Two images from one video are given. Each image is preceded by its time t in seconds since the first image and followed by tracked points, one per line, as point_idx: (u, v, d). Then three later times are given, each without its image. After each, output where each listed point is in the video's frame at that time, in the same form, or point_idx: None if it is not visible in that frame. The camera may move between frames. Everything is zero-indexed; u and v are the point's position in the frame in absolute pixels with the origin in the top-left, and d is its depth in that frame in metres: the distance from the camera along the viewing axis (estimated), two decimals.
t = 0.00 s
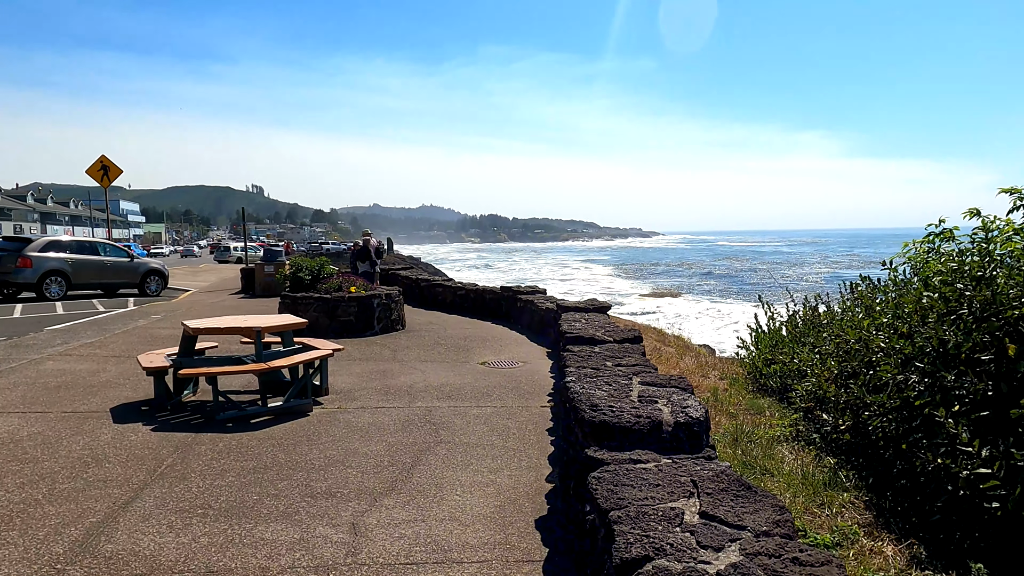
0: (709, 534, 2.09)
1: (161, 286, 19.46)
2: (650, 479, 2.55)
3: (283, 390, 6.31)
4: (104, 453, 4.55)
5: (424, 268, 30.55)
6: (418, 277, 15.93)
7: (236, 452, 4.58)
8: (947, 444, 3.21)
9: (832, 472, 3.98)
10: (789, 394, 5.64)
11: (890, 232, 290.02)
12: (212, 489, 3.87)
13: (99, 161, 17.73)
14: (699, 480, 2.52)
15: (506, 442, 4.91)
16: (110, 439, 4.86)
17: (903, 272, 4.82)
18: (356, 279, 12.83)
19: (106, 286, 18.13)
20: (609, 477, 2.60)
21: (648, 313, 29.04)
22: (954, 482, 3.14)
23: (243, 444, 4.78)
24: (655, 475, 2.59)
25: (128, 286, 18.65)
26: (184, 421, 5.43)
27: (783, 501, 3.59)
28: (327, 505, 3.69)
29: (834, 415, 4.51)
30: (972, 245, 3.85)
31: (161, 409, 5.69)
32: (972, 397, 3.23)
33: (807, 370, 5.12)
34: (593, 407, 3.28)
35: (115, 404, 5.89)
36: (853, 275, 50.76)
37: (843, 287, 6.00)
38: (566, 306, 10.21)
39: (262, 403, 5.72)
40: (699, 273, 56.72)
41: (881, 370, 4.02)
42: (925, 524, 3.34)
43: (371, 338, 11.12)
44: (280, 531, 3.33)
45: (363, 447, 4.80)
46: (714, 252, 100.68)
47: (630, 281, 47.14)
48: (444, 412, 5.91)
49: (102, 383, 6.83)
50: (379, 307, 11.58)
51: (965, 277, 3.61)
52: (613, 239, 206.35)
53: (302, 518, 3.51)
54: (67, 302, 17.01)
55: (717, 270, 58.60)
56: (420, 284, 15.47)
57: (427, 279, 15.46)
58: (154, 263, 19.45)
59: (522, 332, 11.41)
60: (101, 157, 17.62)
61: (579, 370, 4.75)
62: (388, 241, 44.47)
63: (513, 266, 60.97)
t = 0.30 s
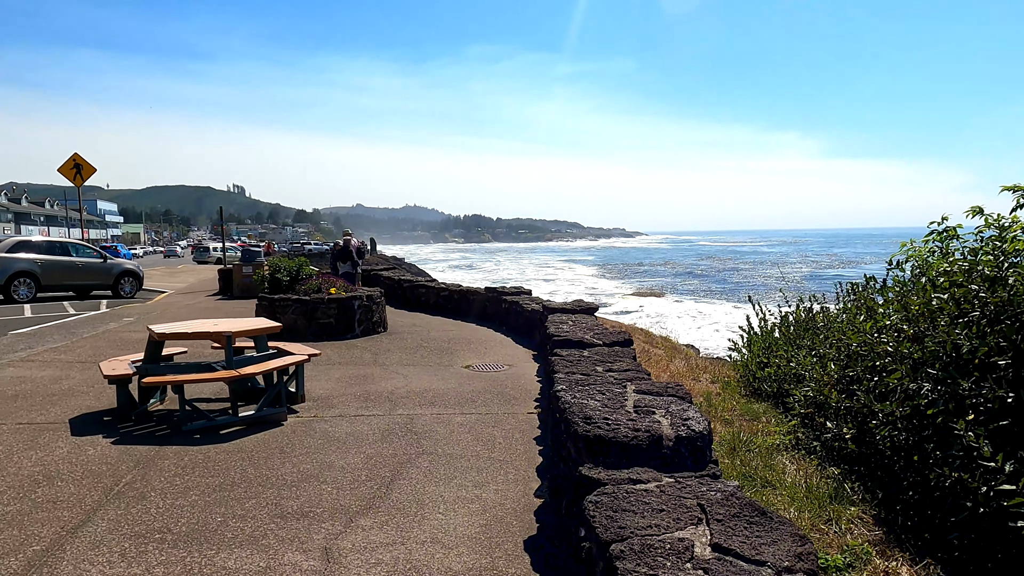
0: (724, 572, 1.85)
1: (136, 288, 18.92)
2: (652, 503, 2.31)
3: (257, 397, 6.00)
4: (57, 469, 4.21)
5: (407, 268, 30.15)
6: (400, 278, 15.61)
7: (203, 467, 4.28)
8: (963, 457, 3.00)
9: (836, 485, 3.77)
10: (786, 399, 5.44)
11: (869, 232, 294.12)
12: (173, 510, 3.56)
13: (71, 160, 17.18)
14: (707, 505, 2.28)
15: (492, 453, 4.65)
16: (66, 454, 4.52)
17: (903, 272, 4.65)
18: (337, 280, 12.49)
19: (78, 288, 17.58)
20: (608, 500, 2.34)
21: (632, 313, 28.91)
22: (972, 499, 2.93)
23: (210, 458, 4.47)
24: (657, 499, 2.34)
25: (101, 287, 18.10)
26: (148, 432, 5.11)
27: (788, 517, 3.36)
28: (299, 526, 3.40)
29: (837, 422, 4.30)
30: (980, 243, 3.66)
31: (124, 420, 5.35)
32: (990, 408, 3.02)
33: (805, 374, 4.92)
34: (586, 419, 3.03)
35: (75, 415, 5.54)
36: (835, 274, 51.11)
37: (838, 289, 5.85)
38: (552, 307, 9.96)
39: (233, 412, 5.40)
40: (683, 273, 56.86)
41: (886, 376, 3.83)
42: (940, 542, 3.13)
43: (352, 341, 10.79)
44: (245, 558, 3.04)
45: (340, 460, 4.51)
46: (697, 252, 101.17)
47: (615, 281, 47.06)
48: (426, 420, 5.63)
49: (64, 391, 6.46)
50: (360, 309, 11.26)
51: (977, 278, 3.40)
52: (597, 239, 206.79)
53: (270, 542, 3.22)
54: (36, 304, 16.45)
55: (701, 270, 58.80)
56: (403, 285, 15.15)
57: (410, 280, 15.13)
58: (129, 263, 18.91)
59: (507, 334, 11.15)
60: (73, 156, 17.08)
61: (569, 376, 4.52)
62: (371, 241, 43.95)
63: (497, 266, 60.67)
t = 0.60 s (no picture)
0: None
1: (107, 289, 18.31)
2: (663, 536, 2.07)
3: (228, 407, 5.67)
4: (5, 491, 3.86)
5: (387, 268, 29.69)
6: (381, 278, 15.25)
7: (166, 486, 3.96)
8: (986, 472, 2.80)
9: (845, 499, 3.57)
10: (784, 404, 5.24)
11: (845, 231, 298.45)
12: (130, 539, 3.25)
13: (38, 157, 16.55)
14: (726, 538, 2.04)
15: (478, 467, 4.38)
16: (16, 473, 4.16)
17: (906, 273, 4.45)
18: (315, 281, 12.11)
19: (44, 289, 16.95)
20: (614, 534, 2.10)
21: (616, 313, 28.77)
22: (998, 519, 2.74)
23: (174, 476, 4.15)
24: (669, 531, 2.10)
25: (70, 288, 17.47)
26: (109, 447, 4.76)
27: (799, 537, 3.15)
28: (269, 555, 3.11)
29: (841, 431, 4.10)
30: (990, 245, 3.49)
31: (83, 434, 5.00)
32: (1014, 420, 2.82)
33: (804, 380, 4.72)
34: (585, 437, 2.79)
35: (31, 428, 5.17)
36: (814, 273, 51.50)
37: (836, 290, 5.66)
38: (537, 308, 9.71)
39: (201, 424, 5.07)
40: (664, 272, 57.03)
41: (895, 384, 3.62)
42: (960, 564, 2.93)
43: (330, 344, 10.45)
44: None
45: (316, 477, 4.22)
46: (678, 251, 101.67)
47: (597, 280, 46.96)
48: (409, 430, 5.35)
49: (20, 402, 6.06)
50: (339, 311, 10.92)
51: (990, 281, 3.22)
52: (578, 238, 207.17)
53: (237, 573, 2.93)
54: None
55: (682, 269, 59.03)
56: (384, 285, 14.80)
57: (390, 280, 14.79)
58: (99, 264, 18.29)
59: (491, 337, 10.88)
60: (40, 153, 16.45)
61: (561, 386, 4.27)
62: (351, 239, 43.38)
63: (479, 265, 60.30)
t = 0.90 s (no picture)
0: None
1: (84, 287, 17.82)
2: (688, 568, 1.82)
3: (204, 413, 5.37)
4: None
5: (372, 265, 29.31)
6: (367, 276, 14.92)
7: (133, 502, 3.66)
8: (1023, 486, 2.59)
9: (862, 511, 3.36)
10: (789, 408, 5.04)
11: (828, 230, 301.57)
12: (89, 562, 2.96)
13: (13, 151, 16.06)
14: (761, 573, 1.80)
15: (471, 477, 4.13)
16: None
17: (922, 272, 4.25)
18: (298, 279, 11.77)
19: (18, 287, 16.44)
20: (633, 565, 1.85)
21: (605, 311, 28.61)
22: None
23: (143, 489, 3.85)
24: (696, 563, 1.85)
25: (45, 287, 16.97)
26: (73, 457, 4.43)
27: (819, 554, 2.93)
28: None
29: (856, 438, 3.89)
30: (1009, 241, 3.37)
31: (47, 442, 4.68)
32: None
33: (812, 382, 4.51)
34: (592, 450, 2.54)
35: None
36: (800, 271, 51.75)
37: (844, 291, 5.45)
38: (528, 307, 9.46)
39: (174, 432, 4.77)
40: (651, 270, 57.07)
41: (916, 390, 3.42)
42: None
43: (314, 344, 10.14)
44: None
45: (298, 488, 3.94)
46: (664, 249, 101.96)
47: (584, 279, 46.82)
48: (396, 436, 5.08)
49: None
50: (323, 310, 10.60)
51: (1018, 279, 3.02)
52: (564, 236, 207.27)
53: None
54: None
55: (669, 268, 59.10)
56: (369, 284, 14.47)
57: (377, 278, 14.47)
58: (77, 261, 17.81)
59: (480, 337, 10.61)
60: (15, 147, 15.96)
61: (559, 392, 4.03)
62: (335, 237, 42.83)
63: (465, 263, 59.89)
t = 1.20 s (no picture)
0: None
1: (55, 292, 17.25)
2: None
3: (174, 429, 5.04)
4: None
5: (354, 270, 28.87)
6: (348, 281, 14.57)
7: (92, 531, 3.35)
8: None
9: (879, 534, 3.15)
10: (791, 420, 4.84)
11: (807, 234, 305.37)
12: None
13: None
14: None
15: (460, 498, 3.87)
16: None
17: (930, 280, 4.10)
18: (277, 284, 11.41)
19: None
20: None
21: (590, 315, 28.45)
22: None
23: (102, 516, 3.54)
24: None
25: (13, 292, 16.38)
26: (28, 480, 4.09)
27: None
28: None
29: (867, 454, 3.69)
30: None
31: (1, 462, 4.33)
32: None
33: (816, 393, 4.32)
34: (599, 478, 2.30)
35: None
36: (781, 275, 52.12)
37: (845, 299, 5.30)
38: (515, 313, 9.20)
39: (140, 450, 4.45)
40: (635, 274, 57.14)
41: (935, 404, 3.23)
42: None
43: (293, 352, 9.80)
44: None
45: (273, 512, 3.65)
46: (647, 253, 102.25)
47: (568, 283, 46.66)
48: (379, 452, 4.80)
49: None
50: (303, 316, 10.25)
51: None
52: (547, 240, 207.43)
53: None
54: None
55: (652, 272, 59.21)
56: (351, 289, 14.13)
57: (358, 283, 14.13)
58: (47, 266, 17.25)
59: (465, 344, 10.32)
60: None
61: (554, 407, 3.79)
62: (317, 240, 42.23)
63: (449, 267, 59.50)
